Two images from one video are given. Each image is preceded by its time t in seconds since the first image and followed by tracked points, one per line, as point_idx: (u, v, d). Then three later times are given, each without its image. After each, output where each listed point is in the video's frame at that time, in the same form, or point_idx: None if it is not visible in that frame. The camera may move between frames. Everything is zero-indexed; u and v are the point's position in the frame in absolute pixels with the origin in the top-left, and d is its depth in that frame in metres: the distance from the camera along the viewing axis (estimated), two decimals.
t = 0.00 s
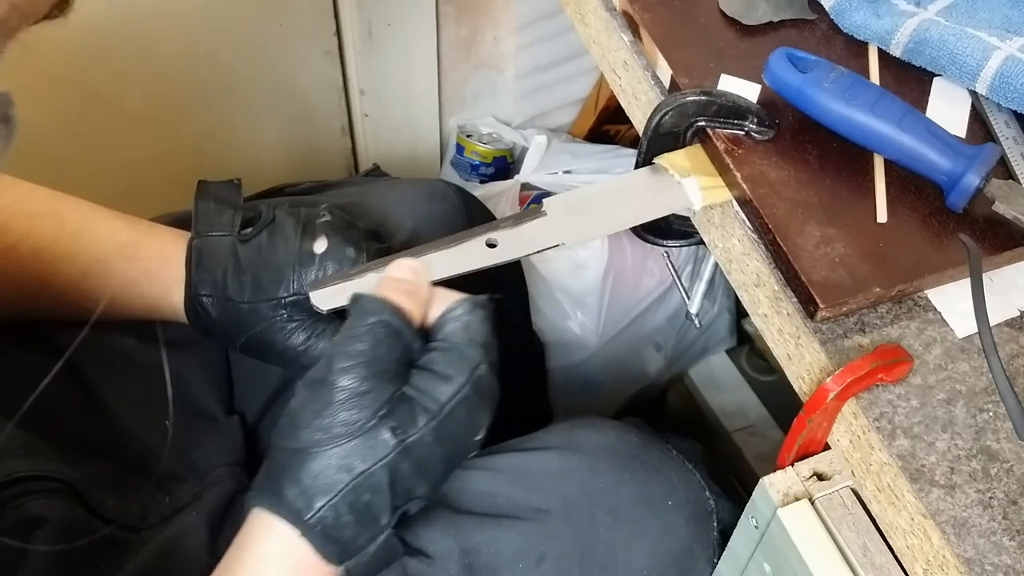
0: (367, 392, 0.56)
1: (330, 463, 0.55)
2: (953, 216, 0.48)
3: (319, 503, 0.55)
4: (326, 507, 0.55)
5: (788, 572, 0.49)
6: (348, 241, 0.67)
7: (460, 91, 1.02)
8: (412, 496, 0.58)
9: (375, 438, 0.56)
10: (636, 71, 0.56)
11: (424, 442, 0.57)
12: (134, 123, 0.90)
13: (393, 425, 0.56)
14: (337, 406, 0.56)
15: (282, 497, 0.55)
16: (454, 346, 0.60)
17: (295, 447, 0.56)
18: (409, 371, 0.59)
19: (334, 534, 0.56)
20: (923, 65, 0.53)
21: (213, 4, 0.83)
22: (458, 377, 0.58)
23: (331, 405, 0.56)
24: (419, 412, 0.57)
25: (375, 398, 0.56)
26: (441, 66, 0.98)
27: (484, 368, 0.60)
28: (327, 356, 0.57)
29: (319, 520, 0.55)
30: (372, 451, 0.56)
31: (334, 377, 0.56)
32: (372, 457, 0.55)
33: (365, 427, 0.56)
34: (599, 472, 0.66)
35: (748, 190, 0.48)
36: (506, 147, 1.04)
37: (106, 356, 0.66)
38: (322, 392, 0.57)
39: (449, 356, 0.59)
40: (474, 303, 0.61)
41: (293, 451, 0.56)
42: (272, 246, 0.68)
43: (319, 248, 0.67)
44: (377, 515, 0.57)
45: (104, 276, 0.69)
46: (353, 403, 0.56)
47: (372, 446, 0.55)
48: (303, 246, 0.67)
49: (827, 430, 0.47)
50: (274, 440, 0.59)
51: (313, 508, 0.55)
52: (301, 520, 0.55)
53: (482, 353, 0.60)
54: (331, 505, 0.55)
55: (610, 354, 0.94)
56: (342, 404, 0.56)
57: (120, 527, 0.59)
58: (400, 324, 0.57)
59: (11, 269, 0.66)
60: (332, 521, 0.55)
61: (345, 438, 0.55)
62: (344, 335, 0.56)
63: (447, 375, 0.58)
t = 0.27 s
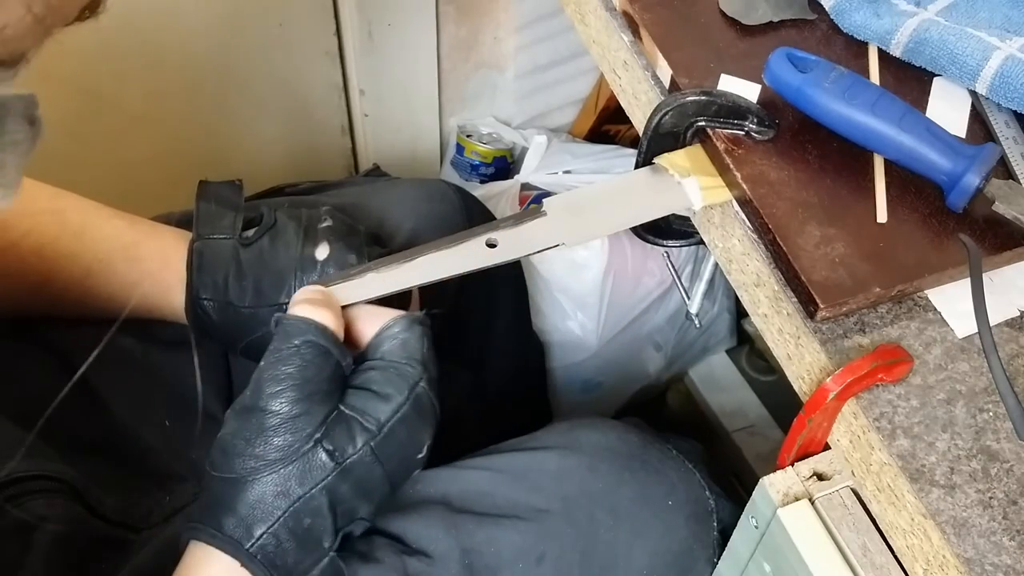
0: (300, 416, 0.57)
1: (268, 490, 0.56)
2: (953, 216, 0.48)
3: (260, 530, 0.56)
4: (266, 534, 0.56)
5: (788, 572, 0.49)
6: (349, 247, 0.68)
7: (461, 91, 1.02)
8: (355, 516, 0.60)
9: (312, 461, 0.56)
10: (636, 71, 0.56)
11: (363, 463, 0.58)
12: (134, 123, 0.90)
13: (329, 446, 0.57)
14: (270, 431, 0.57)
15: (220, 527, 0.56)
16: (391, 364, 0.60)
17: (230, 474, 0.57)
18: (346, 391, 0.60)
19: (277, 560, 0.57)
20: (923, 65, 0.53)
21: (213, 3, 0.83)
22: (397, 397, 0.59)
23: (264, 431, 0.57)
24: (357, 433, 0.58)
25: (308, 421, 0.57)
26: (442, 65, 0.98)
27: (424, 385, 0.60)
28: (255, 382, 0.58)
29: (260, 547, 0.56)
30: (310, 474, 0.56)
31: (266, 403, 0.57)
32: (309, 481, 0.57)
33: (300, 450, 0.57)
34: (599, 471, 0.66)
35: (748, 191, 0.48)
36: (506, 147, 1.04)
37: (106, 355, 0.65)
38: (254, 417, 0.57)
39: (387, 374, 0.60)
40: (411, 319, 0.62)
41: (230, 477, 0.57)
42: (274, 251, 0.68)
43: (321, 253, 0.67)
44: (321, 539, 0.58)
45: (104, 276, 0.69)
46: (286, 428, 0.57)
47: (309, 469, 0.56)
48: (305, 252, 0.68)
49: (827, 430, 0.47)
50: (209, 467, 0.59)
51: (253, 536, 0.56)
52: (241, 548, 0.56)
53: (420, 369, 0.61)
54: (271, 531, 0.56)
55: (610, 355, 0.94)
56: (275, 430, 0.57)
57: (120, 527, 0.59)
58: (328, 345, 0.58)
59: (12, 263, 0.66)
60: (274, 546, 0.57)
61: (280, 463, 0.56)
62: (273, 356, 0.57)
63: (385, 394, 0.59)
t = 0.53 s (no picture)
0: (304, 413, 0.58)
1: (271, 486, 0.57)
2: (953, 216, 0.48)
3: (262, 526, 0.56)
4: (268, 529, 0.56)
5: (788, 572, 0.49)
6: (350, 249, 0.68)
7: (461, 90, 1.02)
8: (357, 514, 0.60)
9: (315, 457, 0.57)
10: (636, 71, 0.56)
11: (366, 460, 0.58)
12: (133, 122, 0.90)
13: (332, 443, 0.58)
14: (273, 428, 0.57)
15: (222, 522, 0.55)
16: (393, 363, 0.61)
17: (233, 471, 0.57)
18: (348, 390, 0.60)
19: (279, 555, 0.56)
20: (923, 65, 0.53)
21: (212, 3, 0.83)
22: (399, 395, 0.60)
23: (268, 427, 0.57)
24: (359, 430, 0.59)
25: (312, 418, 0.58)
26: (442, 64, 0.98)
27: (425, 384, 0.61)
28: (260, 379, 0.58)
29: (262, 543, 0.56)
30: (313, 471, 0.57)
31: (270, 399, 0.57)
32: (312, 477, 0.57)
33: (303, 447, 0.57)
34: (599, 471, 0.66)
35: (748, 191, 0.48)
36: (506, 147, 1.04)
37: (106, 354, 0.65)
38: (257, 414, 0.58)
39: (389, 373, 0.61)
40: (411, 318, 0.63)
41: (233, 473, 0.57)
42: (275, 253, 0.68)
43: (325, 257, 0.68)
44: (323, 536, 0.58)
45: (105, 275, 0.69)
46: (290, 425, 0.57)
47: (312, 466, 0.57)
48: (307, 255, 0.68)
49: (827, 430, 0.47)
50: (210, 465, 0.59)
51: (255, 531, 0.56)
52: (244, 543, 0.55)
53: (421, 368, 0.62)
54: (273, 527, 0.56)
55: (610, 354, 0.94)
56: (278, 426, 0.57)
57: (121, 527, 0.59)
58: (332, 342, 0.58)
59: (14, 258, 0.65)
60: (276, 542, 0.56)
61: (284, 459, 0.57)
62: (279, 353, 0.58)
63: (387, 392, 0.60)
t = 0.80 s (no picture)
0: (311, 406, 0.57)
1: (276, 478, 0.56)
2: (953, 216, 0.48)
3: (265, 517, 0.55)
4: (272, 520, 0.56)
5: (788, 572, 0.49)
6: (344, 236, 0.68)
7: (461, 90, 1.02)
8: (359, 508, 0.60)
9: (320, 450, 0.57)
10: (636, 71, 0.56)
11: (370, 455, 0.58)
12: (134, 121, 0.90)
13: (337, 437, 0.57)
14: (280, 420, 0.57)
15: (225, 511, 0.55)
16: (399, 359, 0.61)
17: (238, 461, 0.57)
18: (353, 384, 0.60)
19: (282, 546, 0.56)
20: (923, 65, 0.53)
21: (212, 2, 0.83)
22: (405, 391, 0.60)
23: (274, 419, 0.57)
24: (365, 425, 0.59)
25: (318, 411, 0.57)
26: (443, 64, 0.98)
27: (431, 381, 0.61)
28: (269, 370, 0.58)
29: (265, 533, 0.55)
30: (318, 464, 0.57)
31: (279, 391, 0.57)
32: (317, 470, 0.57)
33: (309, 440, 0.57)
34: (599, 471, 0.66)
35: (748, 191, 0.48)
36: (506, 147, 1.04)
37: (105, 353, 0.65)
38: (264, 406, 0.57)
39: (395, 369, 0.61)
40: (416, 314, 0.62)
41: (237, 464, 0.57)
42: (270, 243, 0.68)
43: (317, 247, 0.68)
44: (326, 528, 0.57)
45: (106, 274, 0.69)
46: (296, 418, 0.57)
47: (317, 459, 0.57)
48: (300, 241, 0.68)
49: (827, 430, 0.47)
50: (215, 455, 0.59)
51: (259, 521, 0.55)
52: (247, 534, 0.55)
53: (428, 365, 0.61)
54: (277, 519, 0.56)
55: (611, 354, 0.94)
56: (285, 419, 0.57)
57: (120, 527, 0.58)
58: (342, 337, 0.57)
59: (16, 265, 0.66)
60: (279, 533, 0.56)
61: (289, 452, 0.57)
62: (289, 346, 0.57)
63: (393, 388, 0.60)
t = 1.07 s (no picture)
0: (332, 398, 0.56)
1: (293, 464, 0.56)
2: (953, 216, 0.48)
3: (280, 502, 0.55)
4: (286, 505, 0.55)
5: (788, 572, 0.49)
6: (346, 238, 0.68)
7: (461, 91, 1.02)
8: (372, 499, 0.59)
9: (337, 441, 0.56)
10: (637, 71, 0.56)
11: (386, 449, 0.58)
12: (134, 121, 0.90)
13: (355, 430, 0.57)
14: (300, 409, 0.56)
15: (242, 493, 0.55)
16: (418, 355, 0.60)
17: (257, 445, 0.57)
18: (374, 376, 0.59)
19: (294, 530, 0.56)
20: (923, 65, 0.53)
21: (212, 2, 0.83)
22: (424, 388, 0.59)
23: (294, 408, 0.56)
24: (383, 419, 0.58)
25: (339, 404, 0.56)
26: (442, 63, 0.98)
27: (449, 378, 0.60)
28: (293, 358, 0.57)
29: (279, 517, 0.55)
30: (335, 455, 0.56)
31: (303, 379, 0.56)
32: (333, 461, 0.56)
33: (327, 431, 0.56)
34: (599, 471, 0.66)
35: (748, 191, 0.48)
36: (506, 147, 1.04)
37: (104, 353, 0.65)
38: (286, 393, 0.56)
39: (415, 364, 0.60)
40: (437, 312, 0.61)
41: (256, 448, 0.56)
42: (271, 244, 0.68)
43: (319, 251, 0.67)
44: (338, 517, 0.57)
45: (106, 270, 0.69)
46: (316, 408, 0.56)
47: (334, 450, 0.56)
48: (302, 242, 0.68)
49: (827, 430, 0.47)
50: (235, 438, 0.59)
51: (273, 506, 0.55)
52: (260, 517, 0.55)
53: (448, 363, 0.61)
54: (291, 505, 0.55)
55: (611, 353, 0.94)
56: (305, 409, 0.56)
57: (116, 526, 0.59)
58: (366, 331, 0.56)
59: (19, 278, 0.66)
60: (292, 519, 0.56)
61: (307, 440, 0.56)
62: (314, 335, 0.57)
63: (412, 384, 0.59)
